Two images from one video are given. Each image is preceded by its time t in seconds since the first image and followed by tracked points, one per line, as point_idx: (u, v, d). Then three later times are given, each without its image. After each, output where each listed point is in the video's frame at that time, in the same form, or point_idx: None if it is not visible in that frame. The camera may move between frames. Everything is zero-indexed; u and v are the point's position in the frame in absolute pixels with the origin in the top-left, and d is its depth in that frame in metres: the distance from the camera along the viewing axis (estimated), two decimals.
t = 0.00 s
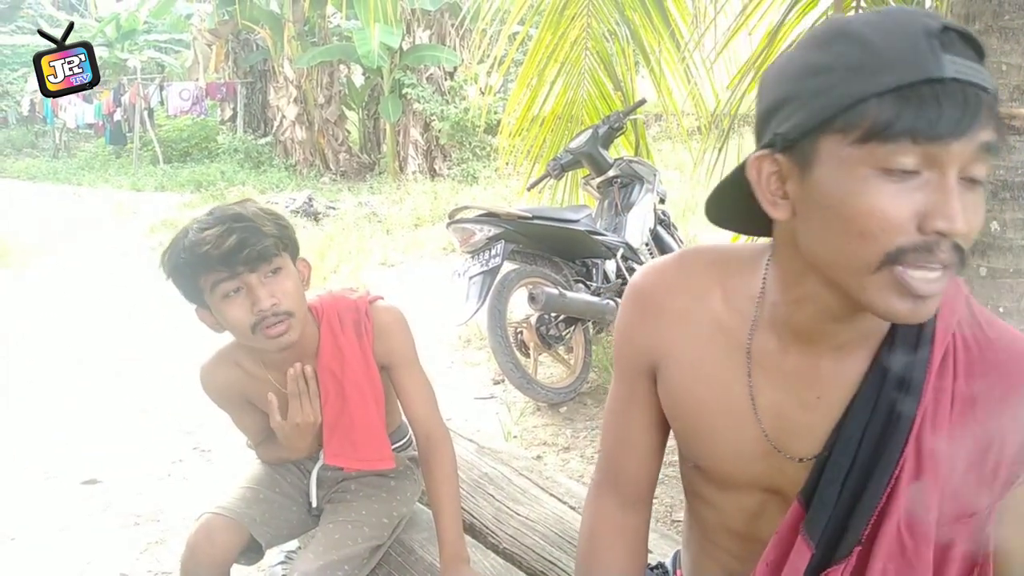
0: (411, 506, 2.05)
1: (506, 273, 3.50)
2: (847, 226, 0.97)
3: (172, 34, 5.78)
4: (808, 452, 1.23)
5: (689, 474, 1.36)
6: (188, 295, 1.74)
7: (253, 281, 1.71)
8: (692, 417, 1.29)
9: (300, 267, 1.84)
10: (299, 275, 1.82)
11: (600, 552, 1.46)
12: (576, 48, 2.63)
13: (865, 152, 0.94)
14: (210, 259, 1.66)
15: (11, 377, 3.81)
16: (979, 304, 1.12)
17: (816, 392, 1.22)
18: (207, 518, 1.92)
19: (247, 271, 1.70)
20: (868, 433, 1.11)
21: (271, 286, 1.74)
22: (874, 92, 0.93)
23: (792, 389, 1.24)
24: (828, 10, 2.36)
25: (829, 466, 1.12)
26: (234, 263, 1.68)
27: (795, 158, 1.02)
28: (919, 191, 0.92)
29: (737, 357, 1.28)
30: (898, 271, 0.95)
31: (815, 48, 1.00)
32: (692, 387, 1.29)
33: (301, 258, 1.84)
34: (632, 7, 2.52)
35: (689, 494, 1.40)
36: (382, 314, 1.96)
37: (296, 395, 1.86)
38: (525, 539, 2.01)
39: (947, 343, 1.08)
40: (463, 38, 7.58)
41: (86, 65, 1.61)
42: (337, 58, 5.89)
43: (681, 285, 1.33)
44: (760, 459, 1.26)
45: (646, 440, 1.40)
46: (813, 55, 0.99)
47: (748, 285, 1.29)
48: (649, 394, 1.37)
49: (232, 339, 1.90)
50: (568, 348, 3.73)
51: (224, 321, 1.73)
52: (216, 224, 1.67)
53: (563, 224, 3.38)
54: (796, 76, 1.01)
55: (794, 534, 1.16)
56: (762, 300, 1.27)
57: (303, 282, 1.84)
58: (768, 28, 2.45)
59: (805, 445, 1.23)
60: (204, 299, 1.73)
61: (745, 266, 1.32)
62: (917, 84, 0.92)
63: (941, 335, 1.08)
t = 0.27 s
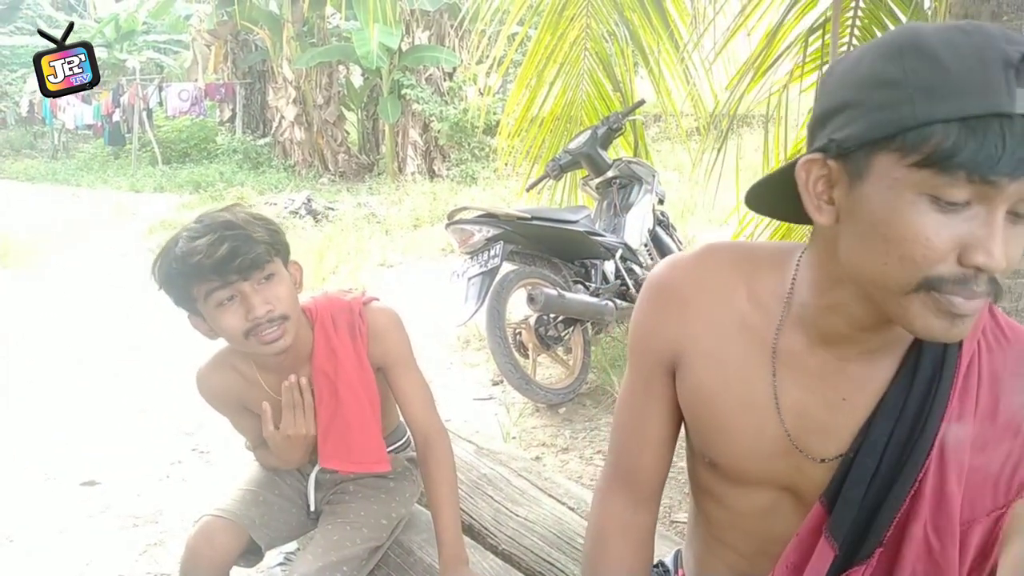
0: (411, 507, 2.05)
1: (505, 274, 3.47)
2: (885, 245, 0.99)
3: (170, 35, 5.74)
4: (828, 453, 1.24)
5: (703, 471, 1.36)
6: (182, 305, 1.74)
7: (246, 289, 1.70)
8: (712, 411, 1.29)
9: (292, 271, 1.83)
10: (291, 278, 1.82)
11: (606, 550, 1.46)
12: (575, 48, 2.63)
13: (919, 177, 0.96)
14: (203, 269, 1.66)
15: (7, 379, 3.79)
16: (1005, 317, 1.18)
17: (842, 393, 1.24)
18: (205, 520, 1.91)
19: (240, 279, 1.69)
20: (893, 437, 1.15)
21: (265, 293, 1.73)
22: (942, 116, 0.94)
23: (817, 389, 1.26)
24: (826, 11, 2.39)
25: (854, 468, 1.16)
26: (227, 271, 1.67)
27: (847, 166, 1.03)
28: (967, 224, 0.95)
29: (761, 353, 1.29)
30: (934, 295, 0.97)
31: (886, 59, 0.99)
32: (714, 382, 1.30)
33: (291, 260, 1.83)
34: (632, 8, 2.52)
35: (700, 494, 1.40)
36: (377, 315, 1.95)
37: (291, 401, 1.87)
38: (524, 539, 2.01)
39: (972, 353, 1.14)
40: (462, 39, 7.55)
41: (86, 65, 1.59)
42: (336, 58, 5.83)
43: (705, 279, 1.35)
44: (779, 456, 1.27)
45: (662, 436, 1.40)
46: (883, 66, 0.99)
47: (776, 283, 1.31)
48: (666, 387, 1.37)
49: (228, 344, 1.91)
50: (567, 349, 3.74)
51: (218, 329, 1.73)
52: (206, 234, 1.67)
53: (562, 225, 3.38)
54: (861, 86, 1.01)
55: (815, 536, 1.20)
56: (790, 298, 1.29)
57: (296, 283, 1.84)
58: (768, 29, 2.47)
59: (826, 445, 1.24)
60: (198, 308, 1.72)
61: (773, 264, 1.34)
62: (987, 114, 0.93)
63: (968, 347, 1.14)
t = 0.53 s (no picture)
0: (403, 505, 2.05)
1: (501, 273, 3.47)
2: (905, 247, 1.02)
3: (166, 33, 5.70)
4: (840, 451, 1.29)
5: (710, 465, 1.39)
6: (169, 307, 1.71)
7: (239, 292, 1.70)
8: (728, 404, 1.32)
9: (281, 269, 1.82)
10: (281, 277, 1.81)
11: (608, 539, 1.48)
12: (571, 48, 2.63)
13: (942, 179, 0.99)
14: (195, 273, 1.64)
15: None
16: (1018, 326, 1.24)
17: (856, 392, 1.29)
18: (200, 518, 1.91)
19: (232, 282, 1.68)
20: (904, 437, 1.22)
21: (258, 294, 1.73)
22: (970, 119, 0.98)
23: (833, 386, 1.30)
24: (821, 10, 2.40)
25: (866, 468, 1.21)
26: (219, 275, 1.66)
27: (874, 166, 1.06)
28: (988, 228, 0.97)
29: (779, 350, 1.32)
30: (950, 302, 1.00)
31: (919, 60, 1.03)
32: (731, 376, 1.33)
33: (280, 259, 1.83)
34: (627, 7, 2.53)
35: (703, 486, 1.43)
36: (369, 313, 1.94)
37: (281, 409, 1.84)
38: (517, 537, 2.01)
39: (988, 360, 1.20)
40: (458, 38, 7.51)
41: (87, 66, 1.59)
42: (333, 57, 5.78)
43: (724, 275, 1.38)
44: (791, 452, 1.30)
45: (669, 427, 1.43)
46: (916, 66, 1.02)
47: (793, 281, 1.35)
48: (680, 379, 1.40)
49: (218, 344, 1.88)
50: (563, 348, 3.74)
51: (210, 332, 1.72)
52: (197, 237, 1.64)
53: (558, 223, 3.38)
54: (892, 85, 1.05)
55: (824, 533, 1.24)
56: (808, 297, 1.32)
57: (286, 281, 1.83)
58: (764, 27, 2.46)
59: (838, 442, 1.29)
60: (188, 311, 1.70)
61: (790, 261, 1.37)
62: (1013, 118, 0.97)
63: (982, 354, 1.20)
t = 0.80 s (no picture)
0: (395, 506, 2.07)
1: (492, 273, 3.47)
2: (909, 244, 1.07)
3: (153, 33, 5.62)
4: (841, 447, 1.35)
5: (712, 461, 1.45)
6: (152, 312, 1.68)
7: (226, 297, 1.68)
8: (733, 401, 1.39)
9: (267, 271, 1.81)
10: (268, 280, 1.80)
11: (608, 533, 1.54)
12: (560, 47, 2.63)
13: (942, 170, 1.05)
14: (181, 279, 1.62)
15: None
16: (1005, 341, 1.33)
17: (859, 389, 1.35)
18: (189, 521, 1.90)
19: (219, 287, 1.67)
20: (908, 433, 1.26)
21: (245, 298, 1.72)
22: (967, 110, 1.05)
23: (836, 383, 1.36)
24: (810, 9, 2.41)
25: (867, 466, 1.27)
26: (204, 280, 1.65)
27: (877, 159, 1.13)
28: (988, 216, 1.03)
29: (784, 348, 1.38)
30: (953, 295, 1.05)
31: (922, 54, 1.10)
32: (734, 374, 1.39)
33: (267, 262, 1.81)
34: (617, 7, 2.50)
35: (701, 481, 1.49)
36: (357, 314, 1.94)
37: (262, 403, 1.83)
38: (509, 538, 2.01)
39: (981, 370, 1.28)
40: (447, 38, 7.49)
41: (87, 65, 1.58)
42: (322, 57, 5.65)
43: (730, 276, 1.44)
44: (793, 448, 1.36)
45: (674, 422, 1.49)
46: (918, 62, 1.10)
47: (799, 281, 1.41)
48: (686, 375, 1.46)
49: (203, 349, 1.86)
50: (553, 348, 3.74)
51: (197, 337, 1.70)
52: (182, 242, 1.61)
53: (549, 224, 3.38)
54: (896, 80, 1.12)
55: (824, 527, 1.30)
56: (814, 296, 1.38)
57: (273, 284, 1.82)
58: (752, 27, 2.47)
59: (840, 440, 1.35)
60: (174, 317, 1.68)
61: (796, 262, 1.43)
62: (1012, 108, 1.04)
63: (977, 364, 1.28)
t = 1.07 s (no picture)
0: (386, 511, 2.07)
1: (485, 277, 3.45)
2: (917, 251, 1.00)
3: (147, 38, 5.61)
4: (841, 462, 1.30)
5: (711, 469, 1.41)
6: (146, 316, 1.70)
7: (217, 299, 1.68)
8: (733, 411, 1.35)
9: (260, 275, 1.81)
10: (261, 283, 1.80)
11: (600, 537, 1.50)
12: (553, 52, 2.64)
13: (951, 176, 0.99)
14: (173, 280, 1.63)
15: None
16: None
17: (863, 404, 1.30)
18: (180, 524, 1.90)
19: (211, 288, 1.67)
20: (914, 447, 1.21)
21: (237, 300, 1.72)
22: (975, 117, 0.99)
23: (840, 396, 1.31)
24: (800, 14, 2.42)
25: (866, 482, 1.22)
26: (197, 281, 1.65)
27: (884, 170, 1.08)
28: (1001, 227, 0.96)
29: (787, 358, 1.34)
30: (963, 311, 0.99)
31: (925, 61, 1.05)
32: (737, 381, 1.35)
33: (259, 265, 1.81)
34: (608, 11, 2.53)
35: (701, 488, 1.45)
36: (348, 318, 1.93)
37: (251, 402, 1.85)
38: (500, 542, 2.02)
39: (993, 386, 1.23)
40: (440, 42, 7.49)
41: (86, 65, 1.58)
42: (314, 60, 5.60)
43: (736, 280, 1.40)
44: (795, 459, 1.32)
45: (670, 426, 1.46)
46: (921, 69, 1.05)
47: (806, 288, 1.36)
48: (685, 380, 1.42)
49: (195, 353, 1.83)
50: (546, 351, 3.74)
51: (188, 339, 1.70)
52: (175, 243, 1.63)
53: (541, 227, 3.39)
54: (899, 88, 1.07)
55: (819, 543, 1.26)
56: (821, 306, 1.34)
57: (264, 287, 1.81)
58: (743, 30, 2.48)
59: (841, 454, 1.30)
60: (166, 320, 1.68)
61: (804, 268, 1.39)
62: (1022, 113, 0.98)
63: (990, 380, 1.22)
